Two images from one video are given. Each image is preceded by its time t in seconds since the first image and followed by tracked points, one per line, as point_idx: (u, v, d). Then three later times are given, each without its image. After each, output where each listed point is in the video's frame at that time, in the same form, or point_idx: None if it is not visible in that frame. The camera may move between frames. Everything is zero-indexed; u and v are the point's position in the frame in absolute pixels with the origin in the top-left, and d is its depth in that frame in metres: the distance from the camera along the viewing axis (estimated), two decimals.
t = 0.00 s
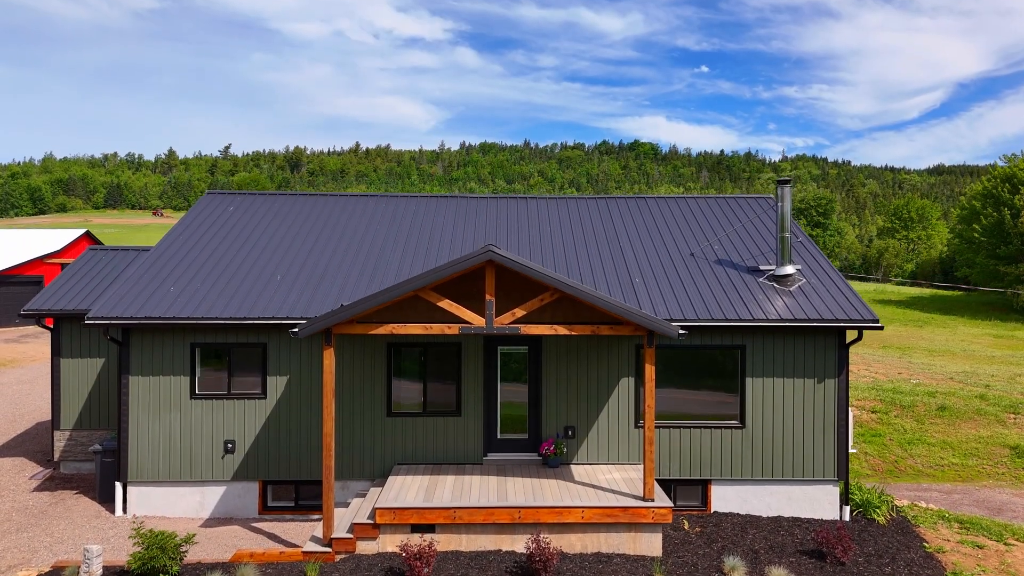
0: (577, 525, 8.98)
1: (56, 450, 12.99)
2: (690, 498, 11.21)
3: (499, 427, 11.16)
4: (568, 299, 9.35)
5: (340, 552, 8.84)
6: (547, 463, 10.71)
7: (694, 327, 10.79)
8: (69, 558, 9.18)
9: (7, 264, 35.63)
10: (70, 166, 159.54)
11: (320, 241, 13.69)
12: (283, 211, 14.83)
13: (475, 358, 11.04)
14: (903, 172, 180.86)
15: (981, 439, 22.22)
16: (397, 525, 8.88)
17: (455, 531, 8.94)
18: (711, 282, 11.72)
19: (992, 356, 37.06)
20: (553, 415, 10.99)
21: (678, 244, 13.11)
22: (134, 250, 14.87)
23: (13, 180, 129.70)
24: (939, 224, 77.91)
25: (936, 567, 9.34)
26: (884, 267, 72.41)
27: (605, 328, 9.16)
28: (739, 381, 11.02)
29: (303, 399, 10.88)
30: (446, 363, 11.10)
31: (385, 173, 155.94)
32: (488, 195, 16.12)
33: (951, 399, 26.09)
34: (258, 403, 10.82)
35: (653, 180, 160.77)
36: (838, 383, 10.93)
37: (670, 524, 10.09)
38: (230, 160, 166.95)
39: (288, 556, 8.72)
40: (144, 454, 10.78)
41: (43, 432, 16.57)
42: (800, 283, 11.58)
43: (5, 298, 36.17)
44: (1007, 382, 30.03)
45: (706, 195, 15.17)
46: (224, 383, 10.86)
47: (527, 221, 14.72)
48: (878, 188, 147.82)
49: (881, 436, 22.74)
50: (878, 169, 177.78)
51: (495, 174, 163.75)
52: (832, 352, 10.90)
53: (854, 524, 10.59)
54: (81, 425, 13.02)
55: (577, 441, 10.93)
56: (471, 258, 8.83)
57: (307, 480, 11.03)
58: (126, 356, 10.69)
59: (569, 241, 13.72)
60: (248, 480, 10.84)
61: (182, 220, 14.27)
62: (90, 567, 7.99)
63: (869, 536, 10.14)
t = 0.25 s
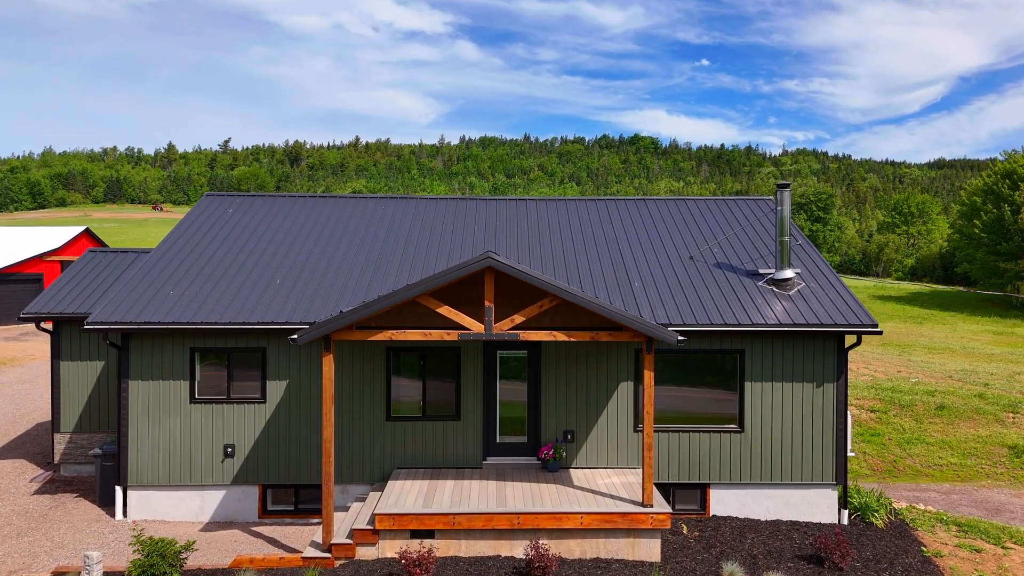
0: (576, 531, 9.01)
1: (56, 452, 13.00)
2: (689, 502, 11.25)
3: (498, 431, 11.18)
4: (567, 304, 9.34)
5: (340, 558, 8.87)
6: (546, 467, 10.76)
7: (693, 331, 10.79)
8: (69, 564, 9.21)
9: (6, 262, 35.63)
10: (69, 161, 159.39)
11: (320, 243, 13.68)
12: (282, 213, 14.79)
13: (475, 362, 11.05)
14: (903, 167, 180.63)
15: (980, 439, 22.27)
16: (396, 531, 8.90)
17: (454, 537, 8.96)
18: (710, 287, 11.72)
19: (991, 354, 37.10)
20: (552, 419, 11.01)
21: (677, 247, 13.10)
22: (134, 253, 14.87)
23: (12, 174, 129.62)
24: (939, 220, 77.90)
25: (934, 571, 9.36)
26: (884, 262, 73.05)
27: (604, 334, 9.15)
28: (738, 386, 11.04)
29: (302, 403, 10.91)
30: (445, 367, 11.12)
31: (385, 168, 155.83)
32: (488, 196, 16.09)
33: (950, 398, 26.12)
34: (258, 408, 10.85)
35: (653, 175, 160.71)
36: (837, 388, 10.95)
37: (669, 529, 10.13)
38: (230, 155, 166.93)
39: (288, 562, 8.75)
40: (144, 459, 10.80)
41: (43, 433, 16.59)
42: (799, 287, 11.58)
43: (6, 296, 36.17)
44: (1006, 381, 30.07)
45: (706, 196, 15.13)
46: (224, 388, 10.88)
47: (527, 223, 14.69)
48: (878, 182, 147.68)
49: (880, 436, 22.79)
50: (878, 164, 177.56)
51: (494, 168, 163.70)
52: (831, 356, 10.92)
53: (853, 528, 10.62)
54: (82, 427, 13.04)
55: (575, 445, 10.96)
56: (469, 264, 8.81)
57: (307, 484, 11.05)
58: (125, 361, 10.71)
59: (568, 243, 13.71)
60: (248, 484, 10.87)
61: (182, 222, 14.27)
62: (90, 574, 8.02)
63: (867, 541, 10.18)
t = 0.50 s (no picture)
0: (575, 534, 9.05)
1: (57, 453, 13.04)
2: (687, 503, 11.29)
3: (498, 433, 11.20)
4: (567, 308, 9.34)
5: (340, 561, 8.91)
6: (545, 469, 10.80)
7: (692, 333, 10.80)
8: (70, 567, 9.25)
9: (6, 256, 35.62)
10: (68, 152, 159.16)
11: (319, 243, 13.64)
12: (281, 213, 14.73)
13: (474, 365, 11.07)
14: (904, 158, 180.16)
15: (978, 436, 22.32)
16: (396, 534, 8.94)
17: (453, 540, 9.00)
18: (709, 289, 11.71)
19: (990, 349, 37.16)
20: (552, 421, 11.04)
21: (676, 247, 13.09)
22: (134, 253, 14.85)
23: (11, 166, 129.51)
24: (939, 212, 77.78)
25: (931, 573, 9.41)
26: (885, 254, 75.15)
27: (603, 337, 9.15)
28: (737, 388, 11.06)
29: (302, 406, 10.94)
30: (445, 369, 11.14)
31: (384, 160, 155.61)
32: (487, 195, 16.03)
33: (949, 395, 26.16)
34: (257, 410, 10.88)
35: (653, 167, 160.47)
36: (836, 389, 10.97)
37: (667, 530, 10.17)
38: (229, 146, 166.65)
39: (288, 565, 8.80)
40: (144, 461, 10.83)
41: (44, 432, 16.63)
42: (798, 289, 11.57)
43: (6, 292, 36.12)
44: (1005, 376, 30.10)
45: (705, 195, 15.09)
46: (224, 390, 10.91)
47: (527, 222, 14.63)
48: (878, 174, 147.37)
49: (879, 432, 22.85)
50: (879, 155, 177.26)
51: (494, 160, 163.43)
52: (830, 358, 10.94)
53: (850, 529, 10.67)
54: (82, 428, 13.07)
55: (575, 447, 10.99)
56: (469, 269, 8.80)
57: (307, 485, 11.09)
58: (125, 364, 10.73)
59: (568, 243, 13.68)
60: (248, 486, 10.91)
61: (181, 222, 14.24)
62: None
63: (864, 543, 10.24)
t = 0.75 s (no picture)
0: (574, 535, 9.10)
1: (58, 452, 13.10)
2: (686, 502, 11.35)
3: (497, 434, 11.22)
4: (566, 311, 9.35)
5: (340, 562, 8.97)
6: (545, 469, 10.85)
7: (692, 335, 10.82)
8: (72, 567, 9.31)
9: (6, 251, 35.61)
10: (67, 142, 158.96)
11: (320, 242, 13.61)
12: (281, 212, 14.69)
13: (474, 365, 11.09)
14: (905, 148, 179.66)
15: (977, 432, 22.38)
16: (395, 535, 8.99)
17: (453, 541, 9.05)
18: (708, 289, 11.72)
19: (990, 343, 37.20)
20: (551, 422, 11.07)
21: (676, 246, 13.09)
22: (133, 251, 14.81)
23: (10, 157, 129.26)
24: (940, 204, 77.67)
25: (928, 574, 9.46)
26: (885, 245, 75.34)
27: (604, 341, 9.15)
28: (736, 389, 11.09)
29: (302, 407, 10.96)
30: (444, 370, 11.16)
31: (384, 150, 155.29)
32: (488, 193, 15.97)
33: (948, 390, 26.22)
34: (258, 411, 10.91)
35: (653, 158, 160.15)
36: (835, 390, 11.00)
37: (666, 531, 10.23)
38: (229, 137, 166.31)
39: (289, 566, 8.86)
40: (145, 461, 10.88)
41: (45, 430, 16.69)
42: (797, 290, 11.57)
43: (5, 286, 36.08)
44: (1004, 371, 30.15)
45: (704, 194, 15.07)
46: (224, 391, 10.94)
47: (526, 221, 14.60)
48: (879, 164, 147.04)
49: (877, 428, 22.91)
50: (880, 146, 176.79)
51: (494, 151, 163.10)
52: (828, 359, 10.96)
53: (848, 530, 10.72)
54: (82, 427, 13.12)
55: (574, 447, 11.02)
56: (468, 272, 8.81)
57: (307, 485, 11.14)
58: (125, 365, 10.76)
59: (568, 242, 13.68)
60: (249, 486, 10.95)
61: (181, 220, 14.21)
62: None
63: (861, 543, 10.29)
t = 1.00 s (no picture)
0: (574, 537, 9.15)
1: (60, 451, 13.17)
2: (685, 502, 11.42)
3: (497, 434, 11.27)
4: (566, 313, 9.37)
5: (341, 563, 9.03)
6: (545, 469, 10.90)
7: (691, 336, 10.84)
8: (74, 568, 9.37)
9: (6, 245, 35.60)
10: (66, 132, 158.63)
11: (320, 241, 13.58)
12: (281, 211, 14.64)
13: (474, 366, 11.12)
14: (907, 138, 179.04)
15: (975, 427, 22.45)
16: (396, 537, 9.04)
17: (453, 543, 9.10)
18: (708, 289, 11.73)
19: (989, 336, 37.25)
20: (551, 422, 11.11)
21: (675, 246, 13.10)
22: (133, 250, 14.80)
23: (8, 147, 129.06)
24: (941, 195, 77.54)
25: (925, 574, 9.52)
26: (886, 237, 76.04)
27: (603, 344, 9.17)
28: (735, 389, 11.12)
29: (303, 408, 11.00)
30: (444, 371, 11.19)
31: (383, 141, 155.00)
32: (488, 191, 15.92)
33: (946, 385, 26.27)
34: (259, 412, 10.95)
35: (654, 148, 159.79)
36: (833, 391, 11.04)
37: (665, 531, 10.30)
38: (228, 127, 165.95)
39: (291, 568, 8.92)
40: (146, 462, 10.93)
41: (46, 427, 16.76)
42: (796, 290, 11.58)
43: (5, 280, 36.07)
44: (1003, 366, 30.21)
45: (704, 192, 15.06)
46: (225, 392, 10.98)
47: (527, 219, 14.57)
48: (880, 154, 146.71)
49: (876, 424, 22.99)
50: (881, 136, 176.33)
51: (494, 142, 162.86)
52: (827, 360, 11.00)
53: (846, 530, 10.78)
54: (84, 426, 13.18)
55: (574, 447, 11.07)
56: (468, 275, 8.82)
57: (308, 486, 11.19)
58: (127, 366, 10.80)
59: (568, 241, 13.68)
60: (249, 486, 11.00)
61: (180, 219, 14.18)
62: None
63: (859, 543, 10.36)
